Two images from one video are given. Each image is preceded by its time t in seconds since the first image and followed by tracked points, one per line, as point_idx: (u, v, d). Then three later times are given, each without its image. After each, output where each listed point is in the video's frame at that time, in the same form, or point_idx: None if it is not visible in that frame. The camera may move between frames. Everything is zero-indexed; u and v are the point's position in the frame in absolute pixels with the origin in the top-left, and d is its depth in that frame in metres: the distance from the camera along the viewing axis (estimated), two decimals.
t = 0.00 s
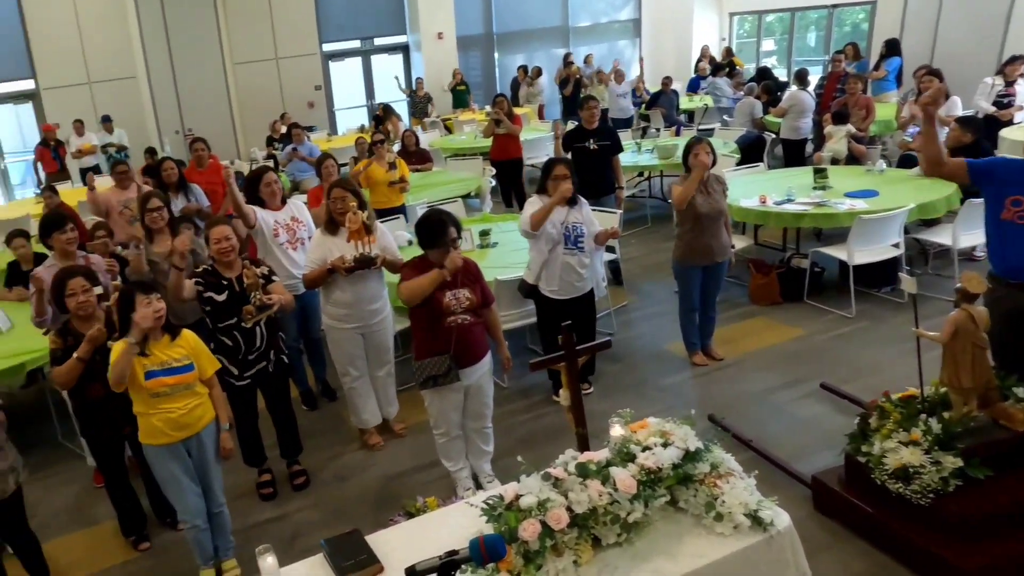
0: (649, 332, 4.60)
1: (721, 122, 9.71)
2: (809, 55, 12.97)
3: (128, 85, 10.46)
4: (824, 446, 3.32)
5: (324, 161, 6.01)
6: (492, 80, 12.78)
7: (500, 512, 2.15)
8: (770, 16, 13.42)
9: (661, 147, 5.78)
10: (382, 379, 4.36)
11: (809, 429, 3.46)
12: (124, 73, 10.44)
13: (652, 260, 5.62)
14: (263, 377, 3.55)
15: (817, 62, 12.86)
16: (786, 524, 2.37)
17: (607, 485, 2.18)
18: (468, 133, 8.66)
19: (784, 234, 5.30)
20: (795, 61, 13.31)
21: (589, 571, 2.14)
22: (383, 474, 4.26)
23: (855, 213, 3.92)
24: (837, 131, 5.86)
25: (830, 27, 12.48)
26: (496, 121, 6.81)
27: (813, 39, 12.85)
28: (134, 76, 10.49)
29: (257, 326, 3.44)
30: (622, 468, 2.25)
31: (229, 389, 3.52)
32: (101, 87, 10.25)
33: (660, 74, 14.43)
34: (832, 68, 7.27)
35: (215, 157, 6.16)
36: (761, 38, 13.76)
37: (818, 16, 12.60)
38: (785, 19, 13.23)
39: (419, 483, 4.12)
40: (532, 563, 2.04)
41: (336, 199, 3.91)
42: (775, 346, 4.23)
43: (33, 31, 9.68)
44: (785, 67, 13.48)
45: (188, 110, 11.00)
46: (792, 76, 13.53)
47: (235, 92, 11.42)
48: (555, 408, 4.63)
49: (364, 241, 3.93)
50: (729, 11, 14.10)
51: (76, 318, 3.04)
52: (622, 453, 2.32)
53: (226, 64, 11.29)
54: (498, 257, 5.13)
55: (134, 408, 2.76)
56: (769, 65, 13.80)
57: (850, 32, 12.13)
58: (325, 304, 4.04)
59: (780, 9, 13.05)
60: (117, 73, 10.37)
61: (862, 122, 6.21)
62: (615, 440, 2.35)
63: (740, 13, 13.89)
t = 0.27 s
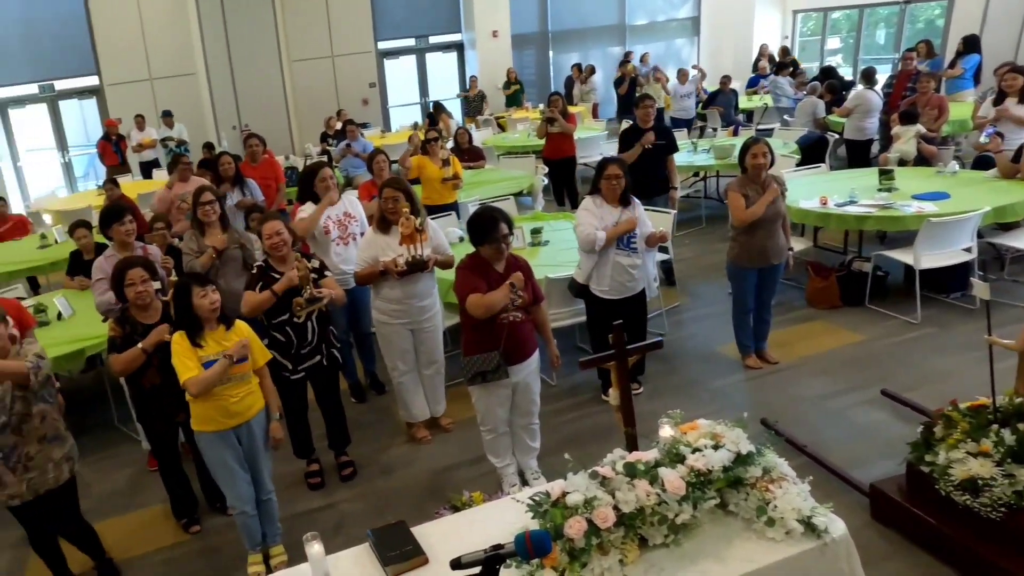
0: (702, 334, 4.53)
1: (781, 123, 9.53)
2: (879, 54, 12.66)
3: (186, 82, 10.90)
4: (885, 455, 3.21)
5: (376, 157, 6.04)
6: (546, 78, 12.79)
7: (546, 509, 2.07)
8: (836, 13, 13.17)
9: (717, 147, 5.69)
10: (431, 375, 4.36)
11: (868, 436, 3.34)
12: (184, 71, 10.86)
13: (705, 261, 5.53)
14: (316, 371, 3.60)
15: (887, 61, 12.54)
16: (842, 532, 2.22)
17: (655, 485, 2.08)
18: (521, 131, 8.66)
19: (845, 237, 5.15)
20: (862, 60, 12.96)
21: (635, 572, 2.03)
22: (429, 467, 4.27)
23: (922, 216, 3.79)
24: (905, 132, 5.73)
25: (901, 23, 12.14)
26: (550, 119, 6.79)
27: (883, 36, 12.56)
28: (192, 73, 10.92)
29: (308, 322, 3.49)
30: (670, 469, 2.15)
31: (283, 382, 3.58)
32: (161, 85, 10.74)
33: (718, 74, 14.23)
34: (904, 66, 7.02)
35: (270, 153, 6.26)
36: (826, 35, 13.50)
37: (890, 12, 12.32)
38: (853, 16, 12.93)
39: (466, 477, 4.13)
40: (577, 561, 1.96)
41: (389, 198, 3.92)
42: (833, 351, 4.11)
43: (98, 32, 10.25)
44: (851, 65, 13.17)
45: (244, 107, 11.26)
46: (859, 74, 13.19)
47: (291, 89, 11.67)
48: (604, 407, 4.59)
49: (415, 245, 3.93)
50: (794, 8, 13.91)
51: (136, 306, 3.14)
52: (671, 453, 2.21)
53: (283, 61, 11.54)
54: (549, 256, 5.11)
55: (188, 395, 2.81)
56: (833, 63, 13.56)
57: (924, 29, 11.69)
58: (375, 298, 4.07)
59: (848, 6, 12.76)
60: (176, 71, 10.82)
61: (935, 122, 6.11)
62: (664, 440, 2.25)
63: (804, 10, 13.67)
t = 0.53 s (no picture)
0: (754, 336, 4.43)
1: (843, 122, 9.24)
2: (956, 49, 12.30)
3: (241, 78, 11.28)
4: (950, 465, 3.08)
5: (426, 154, 6.06)
6: (600, 76, 12.76)
7: (589, 508, 1.95)
8: (908, 8, 12.86)
9: (775, 147, 5.57)
10: (477, 371, 4.35)
11: (932, 446, 3.22)
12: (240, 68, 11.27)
13: (759, 262, 5.41)
14: (364, 365, 3.62)
15: (963, 57, 12.23)
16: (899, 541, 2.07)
17: (702, 488, 1.96)
18: (573, 129, 8.64)
19: (909, 239, 5.00)
20: (936, 56, 12.69)
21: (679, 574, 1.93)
22: (473, 462, 4.28)
23: (996, 219, 3.64)
24: (981, 130, 5.76)
25: (982, 17, 11.74)
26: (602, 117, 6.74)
27: (960, 31, 12.20)
28: (247, 70, 11.29)
29: (357, 316, 3.53)
30: (716, 472, 2.03)
31: (331, 375, 3.61)
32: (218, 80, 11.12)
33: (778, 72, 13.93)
34: (983, 61, 6.94)
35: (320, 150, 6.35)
36: (896, 31, 13.20)
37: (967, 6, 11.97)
38: (926, 11, 12.64)
39: (510, 473, 4.12)
40: (619, 561, 1.86)
41: (437, 195, 3.92)
42: (893, 357, 3.98)
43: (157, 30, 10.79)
44: (924, 62, 12.90)
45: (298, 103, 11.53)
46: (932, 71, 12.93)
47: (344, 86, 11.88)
48: (652, 407, 4.53)
49: (464, 239, 3.95)
50: (863, 4, 13.60)
51: (188, 298, 3.19)
52: (717, 455, 2.08)
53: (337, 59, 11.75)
54: (598, 255, 5.06)
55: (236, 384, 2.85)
56: (903, 60, 13.30)
57: (1011, 21, 11.41)
58: (423, 295, 4.09)
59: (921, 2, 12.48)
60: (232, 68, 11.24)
61: (1013, 120, 6.03)
62: (710, 441, 2.12)
63: (873, 6, 13.35)
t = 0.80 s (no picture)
0: (788, 337, 4.38)
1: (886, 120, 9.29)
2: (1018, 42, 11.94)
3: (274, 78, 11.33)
4: (997, 470, 3.02)
5: (457, 155, 6.09)
6: (632, 75, 12.77)
7: (616, 507, 1.94)
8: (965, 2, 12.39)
9: (813, 146, 5.52)
10: (505, 370, 4.35)
11: (979, 450, 3.16)
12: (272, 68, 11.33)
13: (793, 262, 5.36)
14: (392, 364, 3.64)
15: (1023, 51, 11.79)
16: (945, 545, 2.01)
17: (733, 488, 1.94)
18: (603, 128, 8.62)
19: (959, 239, 4.96)
20: (992, 51, 12.09)
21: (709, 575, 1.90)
22: (502, 459, 4.29)
23: None
24: None
25: None
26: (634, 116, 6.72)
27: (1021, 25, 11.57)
28: (281, 70, 11.33)
29: (386, 314, 3.56)
30: (749, 472, 2.00)
31: (361, 373, 3.66)
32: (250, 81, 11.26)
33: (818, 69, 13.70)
34: None
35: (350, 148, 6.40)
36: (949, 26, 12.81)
37: None
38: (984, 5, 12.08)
39: (539, 471, 4.12)
40: (648, 560, 1.85)
41: (465, 193, 3.94)
42: (932, 360, 3.92)
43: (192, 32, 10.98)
44: (978, 58, 12.35)
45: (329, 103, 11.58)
46: (988, 67, 12.36)
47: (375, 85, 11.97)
48: (681, 408, 4.50)
49: (491, 236, 3.99)
50: None
51: (219, 295, 3.25)
52: (750, 456, 2.06)
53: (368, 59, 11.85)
54: (627, 255, 5.04)
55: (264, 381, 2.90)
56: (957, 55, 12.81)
57: None
58: (451, 293, 4.10)
59: None
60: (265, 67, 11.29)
61: None
62: (742, 442, 2.10)
63: None
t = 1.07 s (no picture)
0: (840, 337, 4.30)
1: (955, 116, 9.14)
2: None
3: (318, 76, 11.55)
4: None
5: (501, 152, 6.11)
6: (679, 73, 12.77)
7: (657, 505, 1.87)
8: None
9: (872, 143, 5.41)
10: (544, 367, 4.33)
11: None
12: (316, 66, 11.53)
13: (847, 262, 5.27)
14: (431, 359, 3.67)
15: None
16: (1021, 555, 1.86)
17: (779, 490, 1.86)
18: (649, 126, 8.57)
19: None
20: None
21: None
22: (542, 454, 4.29)
23: None
24: None
25: None
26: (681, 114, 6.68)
27: None
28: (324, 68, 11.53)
29: (425, 311, 3.58)
30: (796, 475, 1.91)
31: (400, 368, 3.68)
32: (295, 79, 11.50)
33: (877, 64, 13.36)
34: None
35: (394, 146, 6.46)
36: None
37: None
38: None
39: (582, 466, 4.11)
40: (689, 561, 1.77)
41: (506, 190, 3.93)
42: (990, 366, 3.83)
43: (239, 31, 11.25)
44: None
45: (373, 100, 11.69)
46: None
47: (418, 83, 12.07)
48: (725, 407, 4.45)
49: (533, 234, 3.95)
50: None
51: (261, 288, 3.30)
52: (797, 458, 1.96)
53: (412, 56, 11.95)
54: (671, 253, 4.99)
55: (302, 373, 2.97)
56: None
57: None
58: (492, 289, 4.09)
59: None
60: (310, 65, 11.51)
61: None
62: (789, 444, 2.00)
63: None
